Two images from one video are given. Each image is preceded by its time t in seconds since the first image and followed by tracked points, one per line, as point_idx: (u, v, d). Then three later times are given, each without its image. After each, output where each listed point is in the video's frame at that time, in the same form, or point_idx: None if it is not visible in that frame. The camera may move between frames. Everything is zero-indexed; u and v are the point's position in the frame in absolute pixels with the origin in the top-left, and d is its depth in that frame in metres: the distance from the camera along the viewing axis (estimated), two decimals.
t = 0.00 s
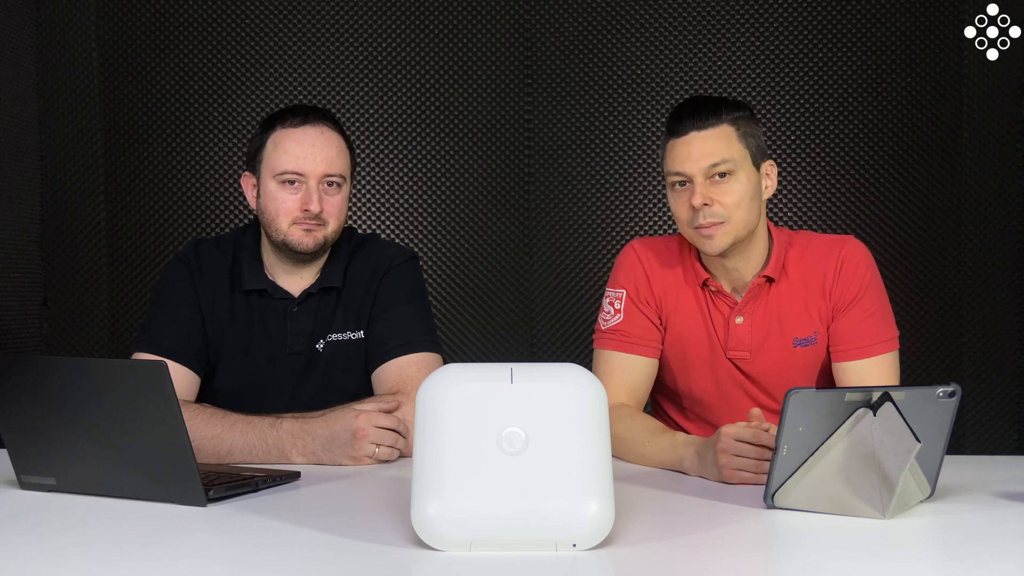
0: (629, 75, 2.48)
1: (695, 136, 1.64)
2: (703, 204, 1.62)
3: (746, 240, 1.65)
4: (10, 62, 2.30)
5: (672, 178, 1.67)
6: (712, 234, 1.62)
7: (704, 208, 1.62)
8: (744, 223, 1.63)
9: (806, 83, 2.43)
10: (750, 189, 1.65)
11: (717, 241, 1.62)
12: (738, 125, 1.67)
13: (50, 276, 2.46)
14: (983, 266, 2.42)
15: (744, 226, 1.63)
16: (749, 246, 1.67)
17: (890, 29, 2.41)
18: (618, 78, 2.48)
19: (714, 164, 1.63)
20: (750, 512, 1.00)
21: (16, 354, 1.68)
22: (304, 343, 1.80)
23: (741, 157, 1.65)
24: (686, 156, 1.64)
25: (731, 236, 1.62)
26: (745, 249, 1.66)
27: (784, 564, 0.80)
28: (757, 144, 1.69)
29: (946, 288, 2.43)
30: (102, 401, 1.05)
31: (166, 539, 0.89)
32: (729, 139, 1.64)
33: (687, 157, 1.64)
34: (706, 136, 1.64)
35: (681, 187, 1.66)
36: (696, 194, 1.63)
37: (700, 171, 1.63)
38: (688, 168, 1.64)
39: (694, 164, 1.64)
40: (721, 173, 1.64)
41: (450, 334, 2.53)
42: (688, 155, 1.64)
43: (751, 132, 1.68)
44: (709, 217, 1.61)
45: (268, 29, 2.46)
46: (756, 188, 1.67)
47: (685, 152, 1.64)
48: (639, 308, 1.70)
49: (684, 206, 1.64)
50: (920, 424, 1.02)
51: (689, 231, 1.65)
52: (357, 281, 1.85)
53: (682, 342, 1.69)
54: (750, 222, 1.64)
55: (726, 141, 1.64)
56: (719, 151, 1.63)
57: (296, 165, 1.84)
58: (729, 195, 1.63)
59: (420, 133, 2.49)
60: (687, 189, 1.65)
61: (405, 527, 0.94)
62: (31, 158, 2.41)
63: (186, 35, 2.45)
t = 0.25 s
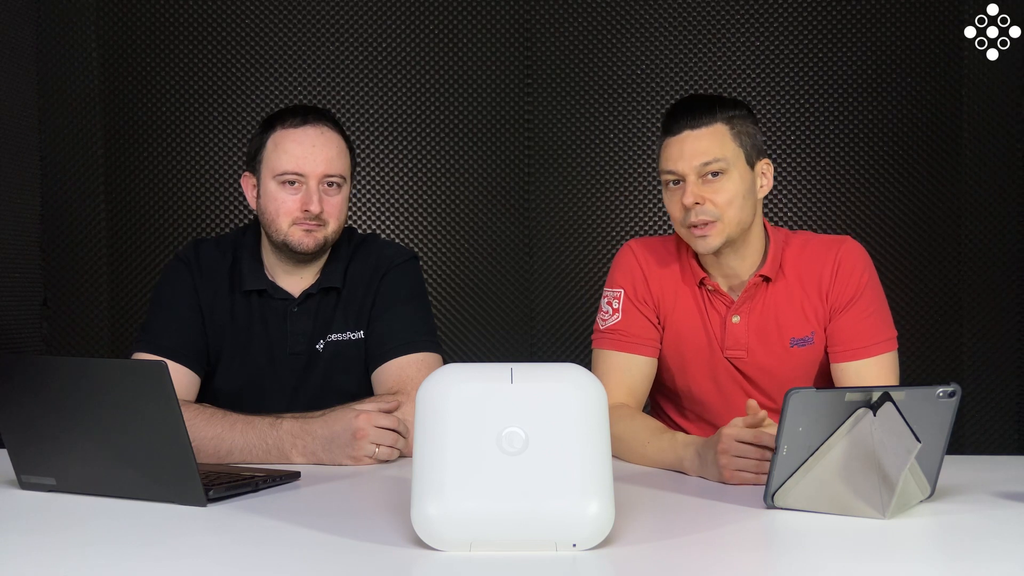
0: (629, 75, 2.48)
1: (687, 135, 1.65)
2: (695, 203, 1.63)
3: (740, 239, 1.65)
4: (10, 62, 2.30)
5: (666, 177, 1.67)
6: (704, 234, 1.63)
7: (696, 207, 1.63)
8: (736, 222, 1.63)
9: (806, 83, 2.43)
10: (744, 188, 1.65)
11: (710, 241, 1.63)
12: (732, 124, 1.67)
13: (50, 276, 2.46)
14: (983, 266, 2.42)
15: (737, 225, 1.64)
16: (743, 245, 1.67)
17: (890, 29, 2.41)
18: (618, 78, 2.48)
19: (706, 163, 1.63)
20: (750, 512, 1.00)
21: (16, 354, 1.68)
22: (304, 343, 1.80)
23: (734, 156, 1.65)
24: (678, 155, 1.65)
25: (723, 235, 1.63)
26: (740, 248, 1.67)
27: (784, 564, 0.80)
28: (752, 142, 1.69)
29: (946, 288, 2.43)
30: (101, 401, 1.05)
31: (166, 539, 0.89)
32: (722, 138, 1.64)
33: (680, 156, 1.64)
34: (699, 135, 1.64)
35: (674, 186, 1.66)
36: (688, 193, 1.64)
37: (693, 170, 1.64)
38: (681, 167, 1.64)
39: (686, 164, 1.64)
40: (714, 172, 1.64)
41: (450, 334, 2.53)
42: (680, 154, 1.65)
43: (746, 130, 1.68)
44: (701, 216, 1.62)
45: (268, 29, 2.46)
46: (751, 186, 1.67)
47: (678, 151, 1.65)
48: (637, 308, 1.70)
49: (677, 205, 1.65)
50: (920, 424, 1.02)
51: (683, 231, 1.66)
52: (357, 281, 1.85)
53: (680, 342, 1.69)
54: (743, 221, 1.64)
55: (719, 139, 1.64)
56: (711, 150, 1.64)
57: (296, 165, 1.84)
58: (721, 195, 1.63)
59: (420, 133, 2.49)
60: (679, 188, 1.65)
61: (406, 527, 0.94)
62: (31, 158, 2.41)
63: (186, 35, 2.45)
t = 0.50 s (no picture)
0: (629, 75, 2.48)
1: (679, 136, 1.66)
2: (686, 204, 1.64)
3: (732, 240, 1.66)
4: (10, 62, 2.30)
5: (659, 178, 1.69)
6: (695, 234, 1.64)
7: (687, 208, 1.64)
8: (728, 223, 1.64)
9: (806, 83, 2.43)
10: (736, 189, 1.66)
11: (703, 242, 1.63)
12: (725, 125, 1.67)
13: (50, 276, 2.46)
14: (983, 265, 2.42)
15: (729, 226, 1.64)
16: (736, 245, 1.67)
17: (890, 29, 2.41)
18: (618, 78, 2.48)
19: (698, 164, 1.64)
20: (750, 512, 1.00)
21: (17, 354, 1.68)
22: (304, 343, 1.80)
23: (726, 157, 1.65)
24: (670, 157, 1.66)
25: (715, 236, 1.63)
26: (733, 249, 1.67)
27: (784, 564, 0.80)
28: (746, 143, 1.69)
29: (946, 288, 2.43)
30: (101, 401, 1.05)
31: (166, 539, 0.89)
32: (714, 139, 1.65)
33: (672, 158, 1.66)
34: (691, 136, 1.65)
35: (666, 187, 1.68)
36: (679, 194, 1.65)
37: (684, 171, 1.65)
38: (672, 168, 1.66)
39: (678, 165, 1.65)
40: (705, 173, 1.65)
41: (450, 334, 2.53)
42: (672, 156, 1.66)
43: (739, 131, 1.69)
44: (691, 217, 1.63)
45: (268, 29, 2.46)
46: (743, 186, 1.68)
47: (670, 152, 1.66)
48: (636, 307, 1.70)
49: (668, 206, 1.67)
50: (920, 424, 1.02)
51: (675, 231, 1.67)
52: (357, 281, 1.85)
53: (678, 341, 1.69)
54: (735, 222, 1.64)
55: (711, 141, 1.65)
56: (703, 151, 1.65)
57: (296, 165, 1.84)
58: (713, 196, 1.64)
59: (420, 133, 2.49)
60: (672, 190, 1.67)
61: (406, 527, 0.94)
62: (31, 158, 2.41)
63: (186, 35, 2.45)
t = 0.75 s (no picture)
0: (629, 75, 2.48)
1: (673, 129, 1.70)
2: (673, 194, 1.67)
3: (720, 234, 1.67)
4: (10, 62, 2.30)
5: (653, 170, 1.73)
6: (681, 225, 1.66)
7: (674, 199, 1.67)
8: (715, 217, 1.65)
9: (806, 83, 2.43)
10: (726, 183, 1.67)
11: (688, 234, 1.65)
12: (720, 121, 1.70)
13: (50, 276, 2.46)
14: (983, 265, 2.42)
15: (716, 219, 1.66)
16: (726, 240, 1.68)
17: (890, 29, 2.41)
18: (618, 78, 2.48)
19: (687, 157, 1.67)
20: (751, 512, 1.00)
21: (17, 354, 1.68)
22: (304, 343, 1.80)
23: (717, 151, 1.68)
24: (663, 148, 1.70)
25: (699, 228, 1.65)
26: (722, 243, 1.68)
27: (784, 564, 0.80)
28: (742, 140, 1.71)
29: (946, 288, 2.43)
30: (101, 401, 1.05)
31: (166, 539, 0.89)
32: (706, 133, 1.68)
33: (664, 150, 1.70)
34: (684, 130, 1.69)
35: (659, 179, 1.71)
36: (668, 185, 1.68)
37: (674, 163, 1.68)
38: (664, 160, 1.69)
39: (669, 157, 1.69)
40: (695, 166, 1.67)
41: (450, 334, 2.53)
42: (665, 148, 1.70)
43: (735, 128, 1.71)
44: (677, 207, 1.66)
45: (268, 29, 2.46)
46: (736, 183, 1.69)
47: (663, 144, 1.70)
48: (634, 307, 1.70)
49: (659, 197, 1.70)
50: (920, 424, 1.02)
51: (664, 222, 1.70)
52: (357, 281, 1.85)
53: (677, 340, 1.69)
54: (722, 216, 1.66)
55: (703, 135, 1.68)
56: (694, 145, 1.68)
57: (296, 164, 1.84)
58: (700, 188, 1.66)
59: (420, 133, 2.49)
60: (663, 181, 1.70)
61: (406, 527, 0.94)
62: (31, 158, 2.41)
63: (187, 35, 2.45)
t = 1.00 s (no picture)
0: (629, 76, 2.48)
1: (651, 135, 1.74)
2: (647, 200, 1.71)
3: (696, 237, 1.69)
4: (10, 62, 2.30)
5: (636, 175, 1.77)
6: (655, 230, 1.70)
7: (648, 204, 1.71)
8: (687, 220, 1.67)
9: (806, 83, 2.44)
10: (700, 187, 1.69)
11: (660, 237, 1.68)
12: (697, 124, 1.71)
13: (50, 276, 2.46)
14: (983, 265, 2.42)
15: (688, 222, 1.67)
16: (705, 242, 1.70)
17: (890, 29, 2.41)
18: (618, 78, 2.48)
19: (661, 162, 1.71)
20: (751, 512, 1.00)
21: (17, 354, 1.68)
22: (304, 343, 1.80)
23: (690, 155, 1.70)
24: (641, 154, 1.74)
25: (671, 232, 1.68)
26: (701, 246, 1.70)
27: (784, 564, 0.80)
28: (720, 142, 1.71)
29: (946, 288, 2.43)
30: (100, 402, 1.06)
31: (166, 539, 0.89)
32: (680, 138, 1.71)
33: (642, 156, 1.74)
34: (660, 135, 1.72)
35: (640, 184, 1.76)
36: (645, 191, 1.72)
37: (650, 169, 1.72)
38: (642, 165, 1.74)
39: (646, 163, 1.73)
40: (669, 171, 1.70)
41: (450, 335, 2.53)
42: (643, 154, 1.74)
43: (713, 130, 1.71)
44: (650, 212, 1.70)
45: (268, 29, 2.46)
46: (712, 185, 1.70)
47: (642, 150, 1.75)
48: (629, 306, 1.71)
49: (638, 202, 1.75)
50: (920, 424, 1.02)
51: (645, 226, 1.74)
52: (357, 281, 1.85)
53: (671, 339, 1.69)
54: (694, 219, 1.67)
55: (678, 139, 1.71)
56: (668, 150, 1.71)
57: (296, 165, 1.84)
58: (673, 193, 1.69)
59: (420, 133, 2.49)
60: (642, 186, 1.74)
61: (406, 527, 0.94)
62: (31, 158, 2.41)
63: (186, 35, 2.45)
